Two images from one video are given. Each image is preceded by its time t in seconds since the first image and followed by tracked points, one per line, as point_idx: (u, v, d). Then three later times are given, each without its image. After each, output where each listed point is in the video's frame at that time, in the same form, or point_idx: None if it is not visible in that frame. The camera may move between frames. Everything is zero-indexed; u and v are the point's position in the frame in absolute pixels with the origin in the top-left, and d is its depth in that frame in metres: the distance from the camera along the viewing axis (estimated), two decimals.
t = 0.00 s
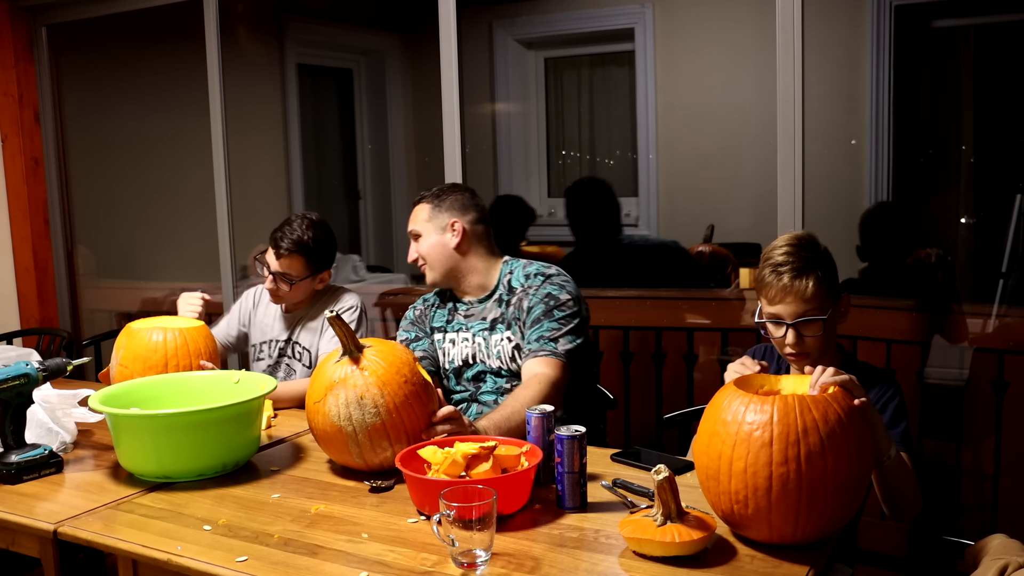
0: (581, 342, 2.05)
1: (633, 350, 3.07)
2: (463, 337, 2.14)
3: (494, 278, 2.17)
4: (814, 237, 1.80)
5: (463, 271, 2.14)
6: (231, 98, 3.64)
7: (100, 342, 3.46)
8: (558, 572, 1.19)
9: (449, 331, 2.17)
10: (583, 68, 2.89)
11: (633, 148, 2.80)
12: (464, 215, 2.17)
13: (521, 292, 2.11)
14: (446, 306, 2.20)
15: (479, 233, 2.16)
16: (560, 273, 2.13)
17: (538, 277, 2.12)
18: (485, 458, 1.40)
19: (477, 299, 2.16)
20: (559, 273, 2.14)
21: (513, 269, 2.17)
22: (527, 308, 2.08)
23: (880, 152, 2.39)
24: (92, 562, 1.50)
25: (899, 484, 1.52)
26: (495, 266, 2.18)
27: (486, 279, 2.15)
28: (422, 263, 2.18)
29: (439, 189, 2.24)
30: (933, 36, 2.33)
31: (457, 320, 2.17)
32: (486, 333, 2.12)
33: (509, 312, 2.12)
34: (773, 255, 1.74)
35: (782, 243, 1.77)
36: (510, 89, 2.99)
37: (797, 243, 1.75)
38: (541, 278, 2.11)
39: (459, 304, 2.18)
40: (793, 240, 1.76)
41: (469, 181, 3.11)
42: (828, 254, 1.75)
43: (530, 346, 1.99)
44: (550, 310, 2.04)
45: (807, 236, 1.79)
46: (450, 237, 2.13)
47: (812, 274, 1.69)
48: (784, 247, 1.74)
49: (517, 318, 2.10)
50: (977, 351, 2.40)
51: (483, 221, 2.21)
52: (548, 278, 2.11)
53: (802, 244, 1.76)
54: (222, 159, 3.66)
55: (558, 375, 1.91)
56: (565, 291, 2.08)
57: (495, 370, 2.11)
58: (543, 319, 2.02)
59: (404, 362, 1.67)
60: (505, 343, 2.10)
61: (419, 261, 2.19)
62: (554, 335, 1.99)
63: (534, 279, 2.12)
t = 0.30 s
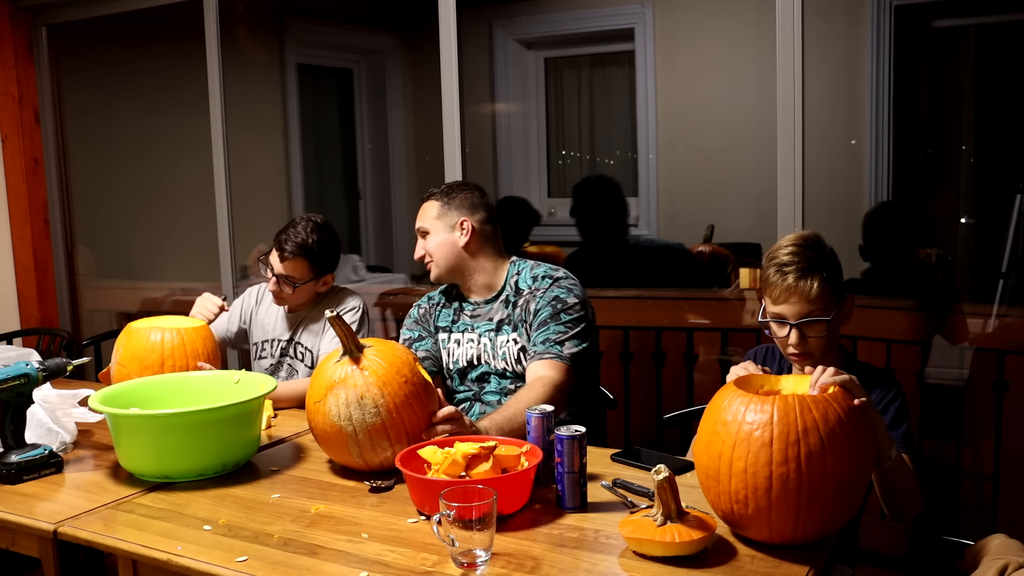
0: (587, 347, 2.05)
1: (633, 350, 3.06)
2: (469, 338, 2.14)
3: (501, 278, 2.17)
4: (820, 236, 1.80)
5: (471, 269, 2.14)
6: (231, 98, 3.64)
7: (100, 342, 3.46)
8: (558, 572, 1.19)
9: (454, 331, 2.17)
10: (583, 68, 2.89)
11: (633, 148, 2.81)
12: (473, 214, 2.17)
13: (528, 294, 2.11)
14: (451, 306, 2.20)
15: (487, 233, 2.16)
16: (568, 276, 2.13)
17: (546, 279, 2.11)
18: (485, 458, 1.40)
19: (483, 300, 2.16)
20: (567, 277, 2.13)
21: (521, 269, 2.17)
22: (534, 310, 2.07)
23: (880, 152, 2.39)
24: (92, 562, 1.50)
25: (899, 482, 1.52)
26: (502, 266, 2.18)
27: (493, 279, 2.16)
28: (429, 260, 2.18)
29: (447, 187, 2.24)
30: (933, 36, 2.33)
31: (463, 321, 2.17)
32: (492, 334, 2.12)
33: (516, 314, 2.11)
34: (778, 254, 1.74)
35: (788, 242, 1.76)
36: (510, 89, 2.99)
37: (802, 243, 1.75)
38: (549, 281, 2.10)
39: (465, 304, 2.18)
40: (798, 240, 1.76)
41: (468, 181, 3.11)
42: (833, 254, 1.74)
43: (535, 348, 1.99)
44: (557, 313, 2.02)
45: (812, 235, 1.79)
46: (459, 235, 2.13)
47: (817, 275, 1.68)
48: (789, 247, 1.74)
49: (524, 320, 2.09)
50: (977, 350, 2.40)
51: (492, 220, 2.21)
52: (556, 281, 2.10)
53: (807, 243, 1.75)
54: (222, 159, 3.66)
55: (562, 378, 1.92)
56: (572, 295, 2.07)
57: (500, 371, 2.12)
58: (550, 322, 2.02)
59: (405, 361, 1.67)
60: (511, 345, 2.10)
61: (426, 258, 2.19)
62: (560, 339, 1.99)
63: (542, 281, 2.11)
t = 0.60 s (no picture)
0: (590, 349, 2.05)
1: (633, 350, 3.07)
2: (472, 339, 2.13)
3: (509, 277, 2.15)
4: (822, 238, 1.80)
5: (488, 269, 2.10)
6: (231, 98, 3.64)
7: (100, 342, 3.46)
8: (558, 572, 1.19)
9: (457, 332, 2.17)
10: (583, 68, 2.90)
11: (633, 148, 2.81)
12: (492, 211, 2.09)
13: (533, 295, 2.10)
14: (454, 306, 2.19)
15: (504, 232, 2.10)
16: (573, 278, 2.13)
17: (552, 279, 2.11)
18: (485, 458, 1.40)
19: (491, 299, 2.14)
20: (573, 278, 2.13)
21: (527, 270, 2.15)
22: (538, 311, 2.07)
23: (880, 153, 2.38)
24: (92, 562, 1.50)
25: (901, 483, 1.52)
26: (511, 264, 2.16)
27: (503, 279, 2.13)
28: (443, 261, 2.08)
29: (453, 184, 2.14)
30: (933, 36, 2.33)
31: (466, 322, 2.16)
32: (496, 334, 2.11)
33: (521, 314, 2.10)
34: (780, 255, 1.74)
35: (790, 243, 1.76)
36: (510, 89, 2.99)
37: (804, 244, 1.75)
38: (555, 282, 2.10)
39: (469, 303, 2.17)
40: (801, 241, 1.76)
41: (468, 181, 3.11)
42: (835, 256, 1.75)
43: (539, 349, 1.98)
44: (561, 314, 2.02)
45: (815, 237, 1.79)
46: (481, 235, 2.05)
47: (818, 276, 1.68)
48: (791, 248, 1.74)
49: (528, 321, 2.09)
50: (977, 351, 2.40)
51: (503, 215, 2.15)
52: (562, 283, 2.10)
53: (810, 245, 1.76)
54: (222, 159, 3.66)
55: (565, 379, 1.91)
56: (578, 297, 2.07)
57: (504, 372, 2.10)
58: (554, 323, 2.01)
59: (404, 361, 1.67)
60: (514, 346, 2.09)
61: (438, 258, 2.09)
62: (564, 340, 1.98)
63: (548, 281, 2.10)
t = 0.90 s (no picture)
0: (598, 359, 2.07)
1: (633, 350, 3.06)
2: (478, 342, 2.13)
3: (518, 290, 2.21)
4: (824, 237, 1.80)
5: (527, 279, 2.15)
6: (231, 98, 3.63)
7: (100, 342, 3.46)
8: (558, 572, 1.19)
9: (463, 334, 2.16)
10: (583, 68, 2.89)
11: (633, 148, 2.80)
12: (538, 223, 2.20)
13: (544, 299, 2.12)
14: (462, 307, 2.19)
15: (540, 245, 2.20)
16: (584, 284, 2.15)
17: (563, 285, 2.13)
18: (485, 458, 1.40)
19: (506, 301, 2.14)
20: (585, 284, 2.15)
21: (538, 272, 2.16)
22: (548, 315, 2.09)
23: (880, 153, 2.38)
24: (92, 562, 1.50)
25: (904, 484, 1.52)
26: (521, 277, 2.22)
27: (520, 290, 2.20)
28: (503, 266, 2.09)
29: (516, 184, 2.14)
30: (932, 36, 2.33)
31: (473, 324, 2.16)
32: (506, 335, 2.11)
33: (531, 318, 2.12)
34: (782, 255, 1.74)
35: (792, 242, 1.77)
36: (510, 90, 2.99)
37: (806, 244, 1.75)
38: (566, 288, 2.12)
39: (478, 301, 2.18)
40: (801, 241, 1.76)
41: (468, 181, 3.10)
42: (837, 255, 1.75)
43: (546, 353, 2.02)
44: (571, 320, 2.05)
45: (816, 236, 1.79)
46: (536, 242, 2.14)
47: (820, 277, 1.68)
48: (792, 247, 1.74)
49: (538, 325, 2.10)
50: (977, 351, 2.41)
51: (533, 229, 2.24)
52: (573, 289, 2.12)
53: (811, 244, 1.76)
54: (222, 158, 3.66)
55: (569, 384, 1.95)
56: (589, 304, 2.10)
57: (510, 375, 2.10)
58: (564, 329, 2.04)
59: (404, 362, 1.67)
60: (522, 349, 2.09)
61: (497, 261, 2.09)
62: (573, 346, 2.01)
63: (559, 287, 2.13)
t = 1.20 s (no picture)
0: (608, 367, 2.08)
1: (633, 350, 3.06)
2: (495, 343, 2.15)
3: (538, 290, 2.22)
4: (826, 237, 1.80)
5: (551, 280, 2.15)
6: (231, 97, 3.64)
7: (100, 342, 3.46)
8: (558, 572, 1.19)
9: (479, 334, 2.17)
10: (583, 68, 2.88)
11: (633, 148, 2.81)
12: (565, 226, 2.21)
13: (565, 304, 2.13)
14: (479, 305, 2.19)
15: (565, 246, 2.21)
16: (606, 292, 2.18)
17: (585, 292, 2.15)
18: (485, 458, 1.40)
19: (527, 301, 2.15)
20: (606, 293, 2.18)
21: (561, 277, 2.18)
22: (569, 319, 2.11)
23: (880, 152, 2.39)
24: (93, 562, 1.51)
25: (905, 484, 1.52)
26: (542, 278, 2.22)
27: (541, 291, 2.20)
28: (532, 266, 2.09)
29: (550, 186, 2.15)
30: (933, 36, 2.33)
31: (491, 324, 2.17)
32: (525, 338, 2.13)
33: (551, 321, 2.13)
34: (784, 254, 1.74)
35: (794, 242, 1.77)
36: (510, 90, 2.99)
37: (808, 244, 1.75)
38: (589, 294, 2.15)
39: (498, 300, 2.18)
40: (804, 240, 1.77)
41: (468, 181, 3.10)
42: (838, 256, 1.75)
43: (561, 356, 2.02)
44: (591, 326, 2.06)
45: (818, 236, 1.79)
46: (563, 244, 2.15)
47: (821, 276, 1.69)
48: (795, 247, 1.75)
49: (557, 329, 2.12)
50: (977, 351, 2.40)
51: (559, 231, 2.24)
52: (595, 295, 2.15)
53: (813, 244, 1.76)
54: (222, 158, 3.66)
55: (579, 389, 1.94)
56: (609, 311, 2.12)
57: (525, 378, 2.12)
58: (582, 334, 2.05)
59: (407, 361, 1.67)
60: (540, 352, 2.11)
61: (526, 261, 2.08)
62: (587, 352, 2.02)
63: (581, 294, 2.15)
